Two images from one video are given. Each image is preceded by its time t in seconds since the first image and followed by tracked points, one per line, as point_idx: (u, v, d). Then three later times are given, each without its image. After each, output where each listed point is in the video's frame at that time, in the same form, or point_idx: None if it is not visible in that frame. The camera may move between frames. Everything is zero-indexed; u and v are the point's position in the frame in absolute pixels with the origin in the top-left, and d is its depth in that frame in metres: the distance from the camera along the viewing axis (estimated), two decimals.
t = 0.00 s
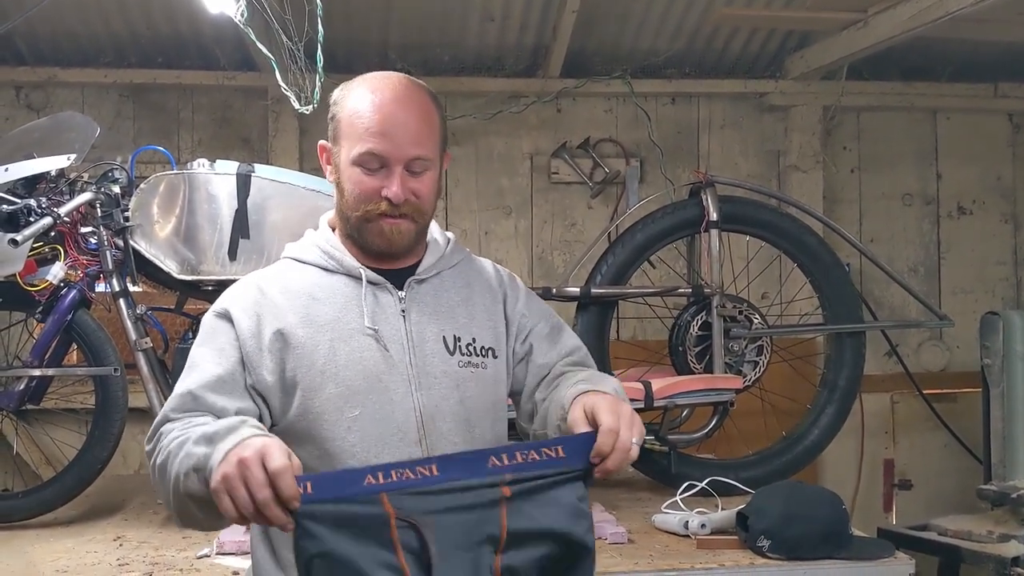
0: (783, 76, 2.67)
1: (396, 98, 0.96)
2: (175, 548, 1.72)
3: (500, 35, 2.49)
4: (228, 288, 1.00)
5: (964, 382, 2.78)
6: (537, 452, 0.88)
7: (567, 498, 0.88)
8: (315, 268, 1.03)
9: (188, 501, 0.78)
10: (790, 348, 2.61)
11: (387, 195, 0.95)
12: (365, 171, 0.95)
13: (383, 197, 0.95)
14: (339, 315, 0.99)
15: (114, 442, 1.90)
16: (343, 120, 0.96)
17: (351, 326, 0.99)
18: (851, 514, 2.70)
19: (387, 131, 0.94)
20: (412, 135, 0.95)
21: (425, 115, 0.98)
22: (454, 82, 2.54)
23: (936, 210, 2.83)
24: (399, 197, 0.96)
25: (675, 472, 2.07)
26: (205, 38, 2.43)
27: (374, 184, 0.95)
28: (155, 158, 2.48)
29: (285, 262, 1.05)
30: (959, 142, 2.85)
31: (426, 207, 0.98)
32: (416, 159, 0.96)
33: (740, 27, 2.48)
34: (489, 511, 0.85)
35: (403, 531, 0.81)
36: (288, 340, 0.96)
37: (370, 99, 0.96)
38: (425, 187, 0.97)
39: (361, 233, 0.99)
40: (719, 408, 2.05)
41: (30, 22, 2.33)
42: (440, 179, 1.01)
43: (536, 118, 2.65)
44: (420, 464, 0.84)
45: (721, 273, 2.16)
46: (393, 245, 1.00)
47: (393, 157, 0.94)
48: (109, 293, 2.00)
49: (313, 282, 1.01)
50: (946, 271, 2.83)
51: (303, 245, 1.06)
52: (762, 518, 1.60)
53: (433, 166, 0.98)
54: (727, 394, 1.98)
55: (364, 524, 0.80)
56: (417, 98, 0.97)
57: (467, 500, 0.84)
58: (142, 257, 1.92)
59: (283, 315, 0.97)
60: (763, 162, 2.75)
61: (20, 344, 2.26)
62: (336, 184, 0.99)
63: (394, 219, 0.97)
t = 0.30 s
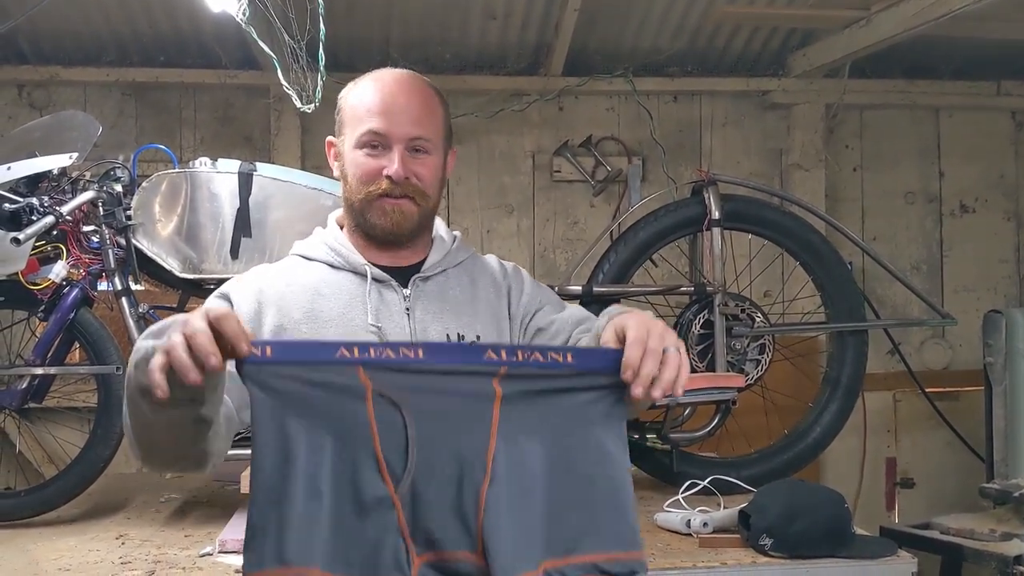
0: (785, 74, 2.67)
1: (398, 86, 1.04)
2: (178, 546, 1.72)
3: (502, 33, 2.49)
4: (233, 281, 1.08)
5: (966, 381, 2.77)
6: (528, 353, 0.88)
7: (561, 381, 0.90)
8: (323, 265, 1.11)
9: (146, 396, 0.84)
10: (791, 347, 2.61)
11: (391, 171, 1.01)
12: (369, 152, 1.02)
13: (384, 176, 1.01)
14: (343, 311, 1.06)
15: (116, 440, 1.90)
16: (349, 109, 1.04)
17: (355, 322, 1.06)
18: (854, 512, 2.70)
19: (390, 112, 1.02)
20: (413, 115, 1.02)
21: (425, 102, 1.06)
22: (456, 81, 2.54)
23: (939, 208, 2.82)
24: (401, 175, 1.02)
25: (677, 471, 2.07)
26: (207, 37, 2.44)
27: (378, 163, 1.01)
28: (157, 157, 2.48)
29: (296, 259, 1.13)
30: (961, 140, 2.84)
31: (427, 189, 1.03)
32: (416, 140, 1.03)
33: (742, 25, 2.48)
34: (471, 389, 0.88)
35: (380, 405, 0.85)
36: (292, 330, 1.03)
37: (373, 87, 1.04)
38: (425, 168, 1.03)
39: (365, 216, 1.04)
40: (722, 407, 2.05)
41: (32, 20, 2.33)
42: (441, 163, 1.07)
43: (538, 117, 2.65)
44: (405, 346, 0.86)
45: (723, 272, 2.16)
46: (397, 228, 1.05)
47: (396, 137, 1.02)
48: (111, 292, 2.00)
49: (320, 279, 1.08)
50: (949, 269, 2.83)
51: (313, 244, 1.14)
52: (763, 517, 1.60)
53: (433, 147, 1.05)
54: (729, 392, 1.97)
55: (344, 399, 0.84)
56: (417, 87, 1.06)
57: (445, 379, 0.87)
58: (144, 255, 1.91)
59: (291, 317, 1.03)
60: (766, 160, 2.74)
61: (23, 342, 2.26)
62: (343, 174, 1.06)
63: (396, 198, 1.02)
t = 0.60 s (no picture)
0: (786, 74, 2.67)
1: (401, 85, 1.02)
2: (180, 546, 1.72)
3: (504, 33, 2.49)
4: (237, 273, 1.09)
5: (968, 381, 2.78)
6: (518, 201, 0.90)
7: (559, 231, 0.90)
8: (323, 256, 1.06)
9: (162, 269, 0.80)
10: (793, 346, 2.61)
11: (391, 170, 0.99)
12: (370, 152, 1.00)
13: (385, 176, 0.99)
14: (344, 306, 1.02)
15: (118, 440, 1.90)
16: (351, 109, 1.02)
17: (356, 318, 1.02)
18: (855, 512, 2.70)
19: (390, 111, 0.99)
20: (413, 113, 1.00)
21: (427, 100, 1.03)
22: (457, 81, 2.54)
23: (940, 208, 2.82)
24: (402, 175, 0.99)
25: (679, 471, 2.08)
26: (209, 37, 2.44)
27: (378, 163, 0.99)
28: (158, 157, 2.48)
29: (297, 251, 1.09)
30: (963, 139, 2.84)
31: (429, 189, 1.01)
32: (417, 138, 1.00)
33: (743, 25, 2.48)
34: (474, 236, 0.87)
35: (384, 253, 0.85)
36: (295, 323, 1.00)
37: (376, 86, 1.02)
38: (427, 168, 1.01)
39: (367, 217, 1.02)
40: (723, 407, 2.06)
41: (33, 20, 2.33)
42: (445, 162, 1.05)
43: (539, 117, 2.65)
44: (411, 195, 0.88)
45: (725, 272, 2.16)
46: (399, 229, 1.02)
47: (396, 136, 0.99)
48: (113, 292, 2.00)
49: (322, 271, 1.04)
50: (951, 269, 2.83)
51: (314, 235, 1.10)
52: (766, 517, 1.60)
53: (436, 146, 1.02)
54: (730, 393, 1.98)
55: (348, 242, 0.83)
56: (420, 85, 1.03)
57: (447, 228, 0.87)
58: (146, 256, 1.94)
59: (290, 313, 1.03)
60: (767, 160, 2.74)
61: (25, 342, 2.27)
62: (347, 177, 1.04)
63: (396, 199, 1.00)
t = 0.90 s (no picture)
0: (788, 74, 2.67)
1: (404, 83, 1.02)
2: (183, 545, 1.73)
3: (506, 33, 2.49)
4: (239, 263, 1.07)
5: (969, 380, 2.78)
6: (517, 188, 0.82)
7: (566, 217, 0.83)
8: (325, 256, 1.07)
9: (166, 242, 0.75)
10: (795, 345, 2.61)
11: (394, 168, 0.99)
12: (373, 150, 1.00)
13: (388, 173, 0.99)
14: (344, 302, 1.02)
15: (121, 439, 1.91)
16: (355, 107, 1.02)
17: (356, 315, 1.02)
18: (856, 511, 2.71)
19: (394, 110, 0.99)
20: (416, 111, 1.00)
21: (431, 98, 1.03)
22: (459, 81, 2.55)
23: (942, 207, 2.83)
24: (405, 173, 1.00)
25: (681, 470, 2.08)
26: (212, 37, 2.44)
27: (381, 161, 1.00)
28: (161, 157, 2.48)
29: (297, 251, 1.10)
30: (964, 139, 2.85)
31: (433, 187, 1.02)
32: (420, 136, 1.00)
33: (745, 25, 2.48)
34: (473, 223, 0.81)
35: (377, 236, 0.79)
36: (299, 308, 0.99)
37: (379, 85, 1.02)
38: (430, 166, 1.01)
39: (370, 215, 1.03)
40: (725, 406, 2.06)
41: (37, 20, 2.33)
42: (447, 160, 1.05)
43: (541, 117, 2.66)
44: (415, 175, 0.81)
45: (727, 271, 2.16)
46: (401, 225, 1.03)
47: (399, 134, 0.99)
48: (116, 291, 2.01)
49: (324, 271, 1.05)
50: (952, 268, 2.83)
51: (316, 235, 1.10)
52: (767, 516, 1.60)
53: (438, 143, 1.02)
54: (733, 391, 1.98)
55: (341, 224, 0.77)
56: (423, 84, 1.03)
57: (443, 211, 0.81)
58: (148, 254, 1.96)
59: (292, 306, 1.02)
60: (769, 160, 2.75)
61: (28, 342, 2.27)
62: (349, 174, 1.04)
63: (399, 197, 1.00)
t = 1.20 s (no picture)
0: (789, 73, 2.67)
1: (409, 83, 1.03)
2: (184, 544, 1.73)
3: (507, 32, 2.49)
4: (240, 261, 1.08)
5: (970, 379, 2.78)
6: (510, 214, 0.85)
7: (540, 249, 0.86)
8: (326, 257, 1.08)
9: (144, 265, 0.76)
10: (795, 345, 2.62)
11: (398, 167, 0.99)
12: (377, 149, 1.00)
13: (392, 172, 0.99)
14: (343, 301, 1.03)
15: (123, 438, 1.91)
16: (359, 107, 1.03)
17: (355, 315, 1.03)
18: (857, 510, 2.71)
19: (399, 110, 1.00)
20: (421, 111, 1.01)
21: (435, 99, 1.04)
22: (460, 80, 2.55)
23: (943, 207, 2.83)
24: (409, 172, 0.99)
25: (682, 469, 2.08)
26: (213, 37, 2.45)
27: (386, 160, 0.99)
28: (162, 156, 2.49)
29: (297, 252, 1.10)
30: (965, 138, 2.85)
31: (436, 187, 1.02)
32: (424, 136, 1.01)
33: (745, 24, 2.48)
34: (451, 255, 0.84)
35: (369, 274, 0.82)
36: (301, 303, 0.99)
37: (382, 85, 1.02)
38: (433, 165, 1.01)
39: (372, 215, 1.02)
40: (726, 406, 2.06)
41: (39, 19, 2.33)
42: (450, 162, 1.05)
43: (542, 116, 2.66)
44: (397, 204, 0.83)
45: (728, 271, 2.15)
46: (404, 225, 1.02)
47: (403, 133, 0.99)
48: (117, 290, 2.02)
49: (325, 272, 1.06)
50: (953, 268, 2.83)
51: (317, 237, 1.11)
52: (768, 514, 1.61)
53: (441, 144, 1.03)
54: (734, 391, 1.98)
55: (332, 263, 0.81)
56: (428, 85, 1.04)
57: (432, 251, 0.84)
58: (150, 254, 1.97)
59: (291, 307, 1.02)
60: (770, 159, 2.75)
61: (29, 341, 2.28)
62: (352, 174, 1.04)
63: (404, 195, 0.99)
